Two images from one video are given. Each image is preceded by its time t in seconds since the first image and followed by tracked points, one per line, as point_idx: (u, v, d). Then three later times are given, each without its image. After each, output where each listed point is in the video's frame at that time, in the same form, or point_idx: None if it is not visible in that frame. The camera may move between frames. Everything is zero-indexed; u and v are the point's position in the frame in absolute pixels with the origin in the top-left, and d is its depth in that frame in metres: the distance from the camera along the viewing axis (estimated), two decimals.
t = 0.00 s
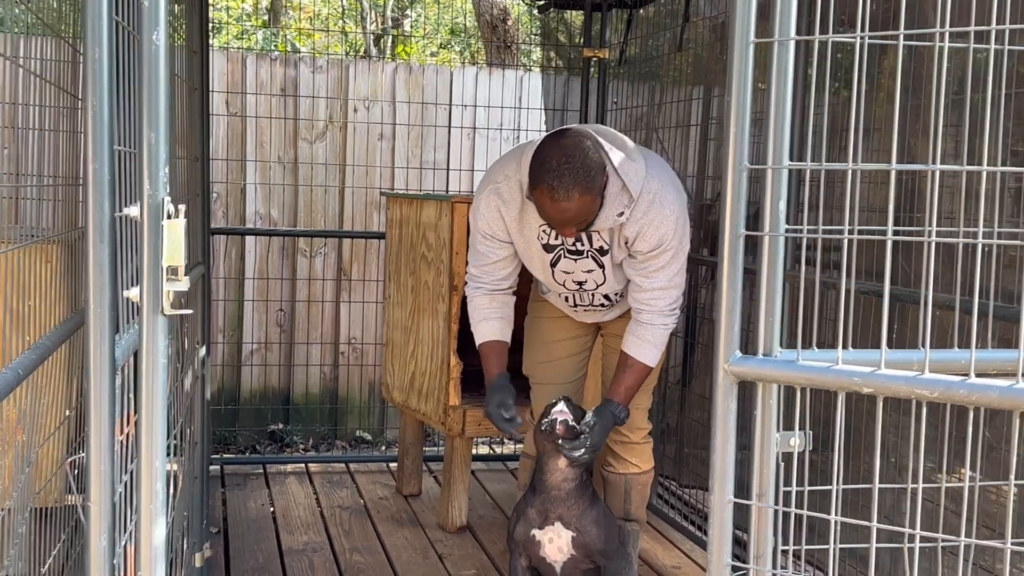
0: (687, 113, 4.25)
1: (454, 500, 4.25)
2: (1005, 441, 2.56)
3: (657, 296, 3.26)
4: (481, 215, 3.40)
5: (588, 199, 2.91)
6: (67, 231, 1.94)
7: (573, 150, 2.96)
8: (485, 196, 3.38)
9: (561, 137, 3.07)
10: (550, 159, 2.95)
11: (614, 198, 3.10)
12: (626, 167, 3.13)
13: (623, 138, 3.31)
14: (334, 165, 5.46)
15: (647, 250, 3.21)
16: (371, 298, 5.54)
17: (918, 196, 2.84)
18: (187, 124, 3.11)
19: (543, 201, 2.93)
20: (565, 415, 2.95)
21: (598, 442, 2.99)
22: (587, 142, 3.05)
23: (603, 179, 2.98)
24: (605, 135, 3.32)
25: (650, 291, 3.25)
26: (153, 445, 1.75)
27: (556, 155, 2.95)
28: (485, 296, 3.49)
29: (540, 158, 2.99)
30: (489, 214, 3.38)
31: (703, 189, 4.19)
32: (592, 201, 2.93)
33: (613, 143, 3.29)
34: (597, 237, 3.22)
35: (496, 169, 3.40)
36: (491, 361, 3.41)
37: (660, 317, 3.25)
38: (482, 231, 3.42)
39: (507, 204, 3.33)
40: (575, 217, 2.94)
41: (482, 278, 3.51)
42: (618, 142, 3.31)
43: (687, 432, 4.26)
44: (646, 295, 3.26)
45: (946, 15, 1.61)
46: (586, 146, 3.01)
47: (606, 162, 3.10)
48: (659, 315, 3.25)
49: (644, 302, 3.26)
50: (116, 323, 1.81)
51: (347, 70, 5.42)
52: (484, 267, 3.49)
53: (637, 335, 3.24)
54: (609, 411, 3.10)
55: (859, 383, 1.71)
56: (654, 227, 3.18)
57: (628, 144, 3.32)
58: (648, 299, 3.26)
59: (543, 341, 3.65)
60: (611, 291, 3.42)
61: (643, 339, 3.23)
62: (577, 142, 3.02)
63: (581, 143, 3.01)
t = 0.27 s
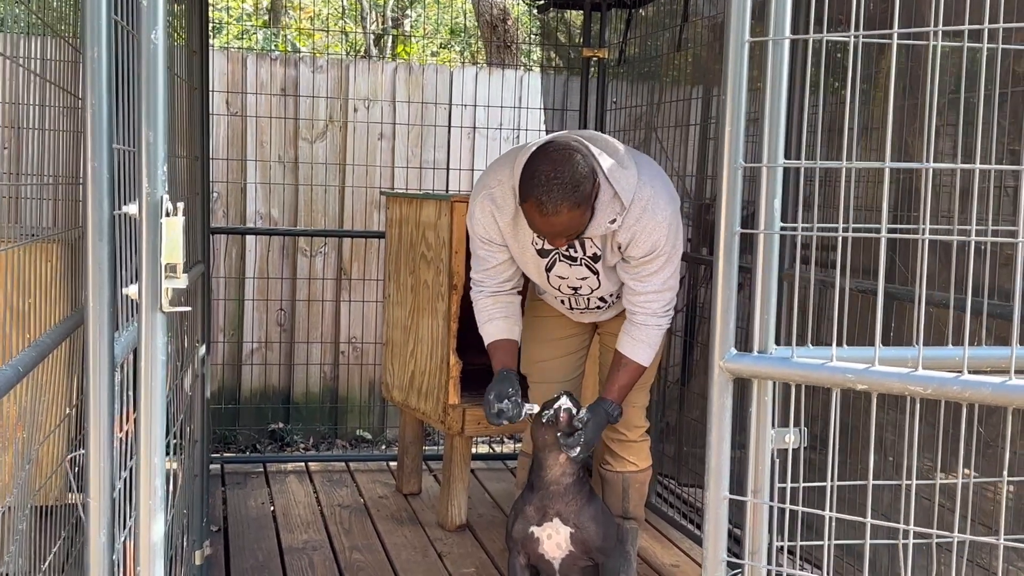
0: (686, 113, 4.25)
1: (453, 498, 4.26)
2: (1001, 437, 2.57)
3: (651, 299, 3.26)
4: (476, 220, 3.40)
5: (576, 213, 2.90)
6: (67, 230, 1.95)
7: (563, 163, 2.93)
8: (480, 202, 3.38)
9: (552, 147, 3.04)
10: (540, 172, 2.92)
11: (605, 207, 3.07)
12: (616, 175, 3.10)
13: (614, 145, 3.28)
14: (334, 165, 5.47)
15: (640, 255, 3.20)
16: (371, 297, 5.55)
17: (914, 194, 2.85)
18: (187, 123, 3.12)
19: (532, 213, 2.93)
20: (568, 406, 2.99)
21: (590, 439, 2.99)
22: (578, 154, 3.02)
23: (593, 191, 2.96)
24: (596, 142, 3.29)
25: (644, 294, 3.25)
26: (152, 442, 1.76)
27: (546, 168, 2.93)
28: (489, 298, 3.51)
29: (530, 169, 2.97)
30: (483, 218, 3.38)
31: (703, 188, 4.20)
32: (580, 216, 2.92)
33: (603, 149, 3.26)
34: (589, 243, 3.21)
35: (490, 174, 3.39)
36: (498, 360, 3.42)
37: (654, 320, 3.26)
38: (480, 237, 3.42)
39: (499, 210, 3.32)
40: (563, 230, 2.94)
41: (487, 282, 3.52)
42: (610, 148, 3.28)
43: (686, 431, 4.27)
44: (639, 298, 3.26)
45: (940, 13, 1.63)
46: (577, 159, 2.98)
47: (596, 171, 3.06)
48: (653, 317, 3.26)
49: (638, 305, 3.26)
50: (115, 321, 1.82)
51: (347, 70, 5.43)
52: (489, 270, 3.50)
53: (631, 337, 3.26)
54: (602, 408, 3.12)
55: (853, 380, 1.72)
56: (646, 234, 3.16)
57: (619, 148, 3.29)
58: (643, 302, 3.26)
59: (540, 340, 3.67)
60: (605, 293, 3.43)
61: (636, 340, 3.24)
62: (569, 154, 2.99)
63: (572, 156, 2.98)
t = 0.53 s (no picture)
0: (689, 113, 4.26)
1: (456, 498, 4.27)
2: (1001, 436, 2.58)
3: (649, 304, 3.28)
4: (478, 224, 3.40)
5: (573, 227, 2.91)
6: (72, 230, 1.97)
7: (560, 177, 2.93)
8: (480, 207, 3.38)
9: (550, 160, 3.03)
10: (537, 187, 2.92)
11: (603, 217, 3.07)
12: (615, 184, 3.10)
13: (613, 152, 3.27)
14: (338, 166, 5.49)
15: (638, 263, 3.21)
16: (375, 298, 5.57)
17: (915, 193, 2.85)
18: (192, 123, 3.13)
19: (529, 227, 2.94)
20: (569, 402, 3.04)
21: (588, 436, 3.02)
22: (576, 166, 3.01)
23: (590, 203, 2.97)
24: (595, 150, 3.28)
25: (642, 300, 3.27)
26: (158, 439, 1.77)
27: (544, 184, 2.92)
28: (494, 300, 3.52)
29: (528, 182, 2.97)
30: (485, 222, 3.39)
31: (705, 189, 4.21)
32: (577, 230, 2.94)
33: (602, 157, 3.25)
34: (588, 250, 3.21)
35: (489, 181, 3.39)
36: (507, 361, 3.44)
37: (652, 323, 3.28)
38: (482, 241, 3.43)
39: (498, 218, 3.32)
40: (561, 243, 2.95)
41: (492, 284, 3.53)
42: (609, 156, 3.27)
43: (689, 431, 4.27)
44: (637, 304, 3.28)
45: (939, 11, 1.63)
46: (575, 174, 2.98)
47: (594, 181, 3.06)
48: (651, 321, 3.28)
49: (637, 310, 3.28)
50: (121, 319, 1.83)
51: (351, 72, 5.47)
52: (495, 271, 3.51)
53: (629, 339, 3.27)
54: (598, 407, 3.14)
55: (854, 378, 1.73)
56: (645, 241, 3.16)
57: (619, 156, 3.28)
58: (641, 307, 3.27)
59: (542, 340, 3.70)
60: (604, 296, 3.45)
61: (633, 342, 3.26)
62: (567, 167, 2.99)
63: (570, 170, 2.98)
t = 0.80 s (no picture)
0: (696, 115, 4.26)
1: (464, 501, 4.27)
2: (1011, 438, 2.57)
3: (656, 306, 3.27)
4: (484, 227, 3.40)
5: (579, 235, 2.90)
6: (81, 233, 1.97)
7: (565, 185, 2.92)
8: (487, 209, 3.37)
9: (556, 167, 3.02)
10: (543, 195, 2.91)
11: (609, 222, 3.06)
12: (621, 189, 3.08)
13: (620, 157, 3.26)
14: (345, 169, 5.50)
15: (645, 266, 3.20)
16: (382, 301, 5.60)
17: (924, 195, 2.85)
18: (200, 126, 3.14)
19: (535, 235, 2.94)
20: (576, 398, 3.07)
21: (592, 437, 3.05)
22: (582, 173, 3.00)
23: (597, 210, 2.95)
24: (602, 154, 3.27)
25: (649, 302, 3.27)
26: (168, 441, 1.77)
27: (549, 192, 2.91)
28: (500, 299, 3.53)
29: (534, 189, 2.96)
30: (491, 226, 3.38)
31: (712, 191, 4.20)
32: (583, 237, 2.93)
33: (608, 162, 3.24)
34: (595, 254, 3.21)
35: (496, 183, 3.38)
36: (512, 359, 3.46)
37: (659, 325, 3.28)
38: (487, 243, 3.42)
39: (504, 223, 3.32)
40: (567, 251, 2.94)
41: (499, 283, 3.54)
42: (615, 160, 3.26)
43: (696, 433, 4.27)
44: (644, 306, 3.27)
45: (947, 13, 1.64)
46: (581, 181, 2.96)
47: (601, 187, 3.05)
48: (657, 322, 3.28)
49: (644, 311, 3.28)
50: (132, 321, 1.84)
51: (358, 76, 5.48)
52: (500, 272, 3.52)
53: (636, 339, 3.27)
54: (604, 406, 3.17)
55: (865, 380, 1.72)
56: (652, 245, 3.16)
57: (625, 160, 3.27)
58: (648, 309, 3.27)
59: (548, 344, 3.72)
60: (610, 300, 3.45)
61: (639, 341, 3.26)
62: (573, 174, 2.97)
63: (576, 177, 2.96)
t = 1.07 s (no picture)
0: (703, 120, 4.26)
1: (472, 505, 4.27)
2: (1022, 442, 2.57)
3: (666, 306, 3.27)
4: (493, 232, 3.41)
5: (586, 239, 2.91)
6: (89, 239, 1.98)
7: (570, 190, 2.93)
8: (495, 214, 3.38)
9: (561, 172, 3.02)
10: (548, 201, 2.92)
11: (616, 225, 3.06)
12: (627, 191, 3.08)
13: (626, 157, 3.25)
14: (352, 174, 5.52)
15: (654, 267, 3.20)
16: (389, 305, 5.61)
17: (933, 200, 2.85)
18: (208, 132, 3.15)
19: (541, 240, 2.95)
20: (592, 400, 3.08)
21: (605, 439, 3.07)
22: (586, 176, 3.00)
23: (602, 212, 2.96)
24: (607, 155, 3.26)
25: (658, 302, 3.26)
26: (179, 447, 1.78)
27: (554, 198, 2.92)
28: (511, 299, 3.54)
29: (539, 195, 2.97)
30: (499, 230, 3.40)
31: (719, 195, 4.21)
32: (589, 241, 2.94)
33: (614, 163, 3.23)
34: (602, 256, 3.21)
35: (504, 186, 3.39)
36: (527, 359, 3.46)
37: (669, 324, 3.29)
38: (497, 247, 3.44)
39: (512, 226, 3.33)
40: (574, 254, 2.96)
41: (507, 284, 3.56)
42: (621, 161, 3.25)
43: (705, 438, 4.27)
44: (654, 307, 3.27)
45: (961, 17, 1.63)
46: (586, 185, 2.97)
47: (606, 189, 3.04)
48: (667, 321, 3.28)
49: (654, 312, 3.28)
50: (143, 327, 1.85)
51: (364, 81, 5.51)
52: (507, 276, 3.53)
53: (646, 339, 3.28)
54: (619, 409, 3.20)
55: (876, 384, 1.72)
56: (660, 246, 3.15)
57: (632, 160, 3.27)
58: (658, 309, 3.27)
59: (559, 347, 3.71)
60: (619, 302, 3.44)
61: (650, 340, 3.27)
62: (577, 178, 2.97)
63: (580, 182, 2.96)
